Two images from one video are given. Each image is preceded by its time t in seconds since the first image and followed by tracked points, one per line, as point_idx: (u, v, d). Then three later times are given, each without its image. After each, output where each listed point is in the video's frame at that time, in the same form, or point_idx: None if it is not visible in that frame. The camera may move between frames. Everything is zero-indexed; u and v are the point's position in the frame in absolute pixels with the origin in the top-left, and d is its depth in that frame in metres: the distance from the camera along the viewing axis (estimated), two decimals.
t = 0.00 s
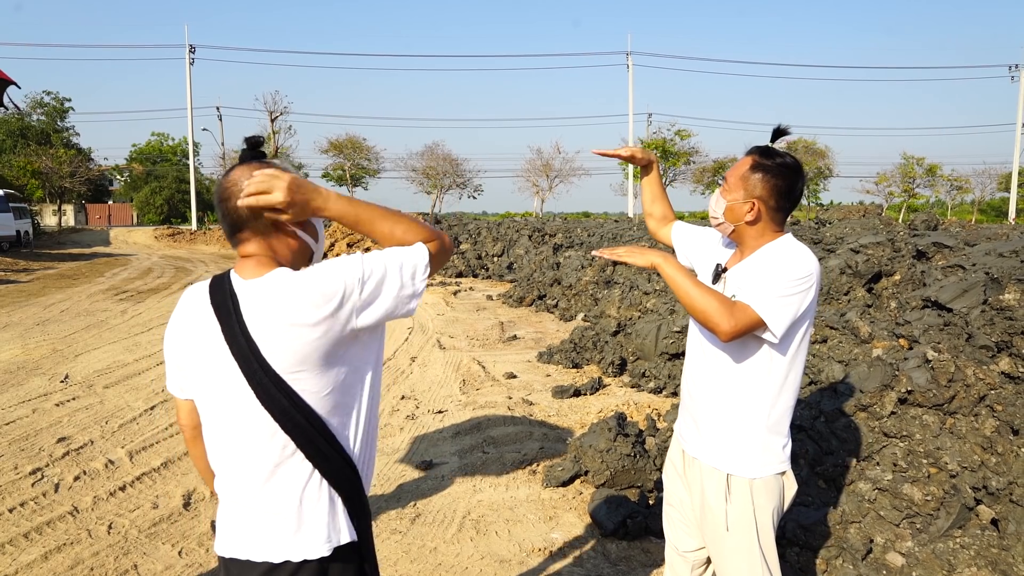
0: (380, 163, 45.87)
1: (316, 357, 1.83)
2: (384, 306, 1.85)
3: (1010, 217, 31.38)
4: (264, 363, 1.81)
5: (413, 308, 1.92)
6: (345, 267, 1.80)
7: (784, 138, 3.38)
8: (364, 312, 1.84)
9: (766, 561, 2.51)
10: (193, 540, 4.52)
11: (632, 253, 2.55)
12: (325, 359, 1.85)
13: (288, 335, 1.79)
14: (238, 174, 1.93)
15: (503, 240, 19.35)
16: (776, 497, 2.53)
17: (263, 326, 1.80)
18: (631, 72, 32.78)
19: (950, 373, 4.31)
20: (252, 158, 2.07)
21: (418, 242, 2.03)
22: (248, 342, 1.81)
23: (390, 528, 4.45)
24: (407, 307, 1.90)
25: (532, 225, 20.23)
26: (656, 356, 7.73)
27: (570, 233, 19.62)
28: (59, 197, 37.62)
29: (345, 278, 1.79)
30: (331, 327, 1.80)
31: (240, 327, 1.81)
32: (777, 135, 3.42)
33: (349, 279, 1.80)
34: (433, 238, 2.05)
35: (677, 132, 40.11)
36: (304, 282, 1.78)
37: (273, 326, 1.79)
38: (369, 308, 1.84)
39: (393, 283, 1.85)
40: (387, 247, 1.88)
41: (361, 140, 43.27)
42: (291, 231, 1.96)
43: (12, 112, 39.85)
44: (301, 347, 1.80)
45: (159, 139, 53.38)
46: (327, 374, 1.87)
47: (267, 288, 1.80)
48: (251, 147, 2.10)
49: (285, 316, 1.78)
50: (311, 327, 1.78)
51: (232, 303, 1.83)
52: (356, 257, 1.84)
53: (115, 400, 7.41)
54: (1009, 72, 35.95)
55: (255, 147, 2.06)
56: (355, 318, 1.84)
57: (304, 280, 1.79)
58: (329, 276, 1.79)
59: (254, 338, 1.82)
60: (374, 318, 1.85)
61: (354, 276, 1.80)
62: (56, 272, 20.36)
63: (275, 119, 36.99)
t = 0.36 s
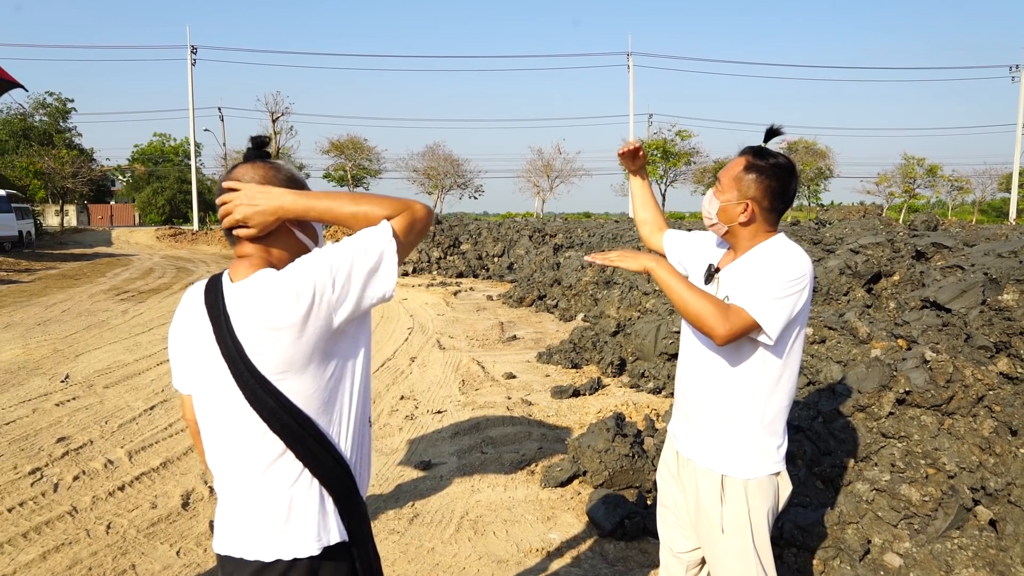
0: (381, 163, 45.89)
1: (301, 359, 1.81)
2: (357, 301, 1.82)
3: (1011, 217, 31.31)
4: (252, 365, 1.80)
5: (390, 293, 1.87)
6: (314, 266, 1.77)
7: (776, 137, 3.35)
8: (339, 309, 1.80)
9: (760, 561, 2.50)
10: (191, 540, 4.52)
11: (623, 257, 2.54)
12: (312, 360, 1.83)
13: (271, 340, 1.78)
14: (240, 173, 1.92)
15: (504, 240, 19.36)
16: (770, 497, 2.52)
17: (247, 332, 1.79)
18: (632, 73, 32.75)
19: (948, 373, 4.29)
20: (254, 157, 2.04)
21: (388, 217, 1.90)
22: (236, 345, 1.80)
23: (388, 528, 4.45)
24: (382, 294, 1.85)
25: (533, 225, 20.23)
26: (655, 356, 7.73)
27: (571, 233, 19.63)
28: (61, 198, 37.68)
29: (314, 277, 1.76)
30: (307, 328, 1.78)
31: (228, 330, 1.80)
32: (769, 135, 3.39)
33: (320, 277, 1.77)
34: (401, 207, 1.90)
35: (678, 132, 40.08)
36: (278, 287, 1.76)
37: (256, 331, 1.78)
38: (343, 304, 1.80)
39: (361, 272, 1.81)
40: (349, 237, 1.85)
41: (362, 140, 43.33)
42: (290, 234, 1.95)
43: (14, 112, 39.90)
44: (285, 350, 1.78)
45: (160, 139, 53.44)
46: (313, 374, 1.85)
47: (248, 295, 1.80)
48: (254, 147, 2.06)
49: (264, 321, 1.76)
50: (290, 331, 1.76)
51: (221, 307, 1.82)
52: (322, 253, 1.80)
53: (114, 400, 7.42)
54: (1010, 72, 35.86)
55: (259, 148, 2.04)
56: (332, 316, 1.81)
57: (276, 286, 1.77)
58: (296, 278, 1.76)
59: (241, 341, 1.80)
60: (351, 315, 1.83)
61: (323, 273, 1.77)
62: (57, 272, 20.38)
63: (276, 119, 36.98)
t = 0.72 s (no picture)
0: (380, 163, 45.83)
1: (292, 357, 1.73)
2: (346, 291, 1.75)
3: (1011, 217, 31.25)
4: (241, 364, 1.72)
5: (378, 283, 1.80)
6: (300, 259, 1.70)
7: (782, 134, 3.25)
8: (328, 301, 1.73)
9: (760, 566, 2.45)
10: (183, 544, 4.46)
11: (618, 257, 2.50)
12: (304, 359, 1.75)
13: (260, 338, 1.70)
14: (222, 168, 1.85)
15: (503, 241, 19.32)
16: (770, 501, 2.48)
17: (235, 330, 1.71)
18: (632, 73, 32.70)
19: (950, 374, 4.23)
20: (240, 152, 1.98)
21: (370, 202, 1.84)
22: (226, 344, 1.71)
23: (382, 532, 4.40)
24: (370, 284, 1.78)
25: (533, 225, 20.20)
26: (655, 357, 7.69)
27: (570, 233, 19.60)
28: (61, 198, 37.66)
29: (301, 269, 1.69)
30: (296, 322, 1.70)
31: (216, 328, 1.72)
32: (774, 133, 3.29)
33: (309, 269, 1.69)
34: (384, 193, 1.85)
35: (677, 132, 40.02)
36: (264, 282, 1.68)
37: (245, 329, 1.70)
38: (332, 296, 1.74)
39: (349, 262, 1.74)
40: (332, 227, 1.78)
41: (361, 140, 43.29)
42: (276, 229, 1.89)
43: (13, 112, 39.84)
44: (275, 347, 1.70)
45: (160, 139, 53.35)
46: (306, 371, 1.77)
47: (235, 292, 1.71)
48: (238, 142, 2.00)
49: (252, 318, 1.68)
50: (279, 327, 1.68)
51: (209, 305, 1.74)
52: (306, 246, 1.73)
53: (109, 401, 7.37)
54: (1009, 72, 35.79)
55: (244, 141, 1.97)
56: (322, 309, 1.74)
57: (261, 281, 1.69)
58: (282, 272, 1.68)
59: (230, 339, 1.72)
60: (341, 308, 1.77)
61: (310, 265, 1.70)
62: (55, 272, 20.33)
63: (275, 120, 36.92)
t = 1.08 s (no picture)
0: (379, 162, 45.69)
1: (279, 371, 1.64)
2: (336, 300, 1.66)
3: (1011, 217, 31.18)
4: (225, 380, 1.62)
5: (371, 290, 1.71)
6: (287, 265, 1.60)
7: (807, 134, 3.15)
8: (317, 309, 1.64)
9: None
10: (174, 553, 4.36)
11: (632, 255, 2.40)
12: (291, 373, 1.65)
13: (244, 350, 1.60)
14: (200, 169, 1.76)
15: (502, 240, 19.23)
16: (785, 516, 2.38)
17: (218, 344, 1.61)
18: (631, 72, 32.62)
19: (961, 380, 4.15)
20: (221, 151, 1.88)
21: (364, 206, 1.76)
22: (208, 358, 1.62)
23: (379, 541, 4.31)
24: (362, 292, 1.69)
25: (532, 225, 20.11)
26: (656, 359, 7.59)
27: (570, 233, 19.51)
28: (58, 197, 37.52)
29: (287, 276, 1.59)
30: (283, 333, 1.60)
31: (198, 341, 1.62)
32: (799, 132, 3.18)
33: (296, 276, 1.60)
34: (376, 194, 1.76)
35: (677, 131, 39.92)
36: (248, 290, 1.58)
37: (227, 341, 1.60)
38: (322, 305, 1.64)
39: (339, 268, 1.64)
40: (321, 231, 1.68)
41: (360, 140, 43.18)
42: (259, 234, 1.79)
43: (11, 111, 39.67)
44: (260, 360, 1.61)
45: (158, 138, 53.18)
46: (294, 386, 1.67)
47: (217, 301, 1.62)
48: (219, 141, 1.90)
49: (235, 329, 1.58)
50: (264, 338, 1.58)
51: (191, 317, 1.64)
52: (293, 252, 1.63)
53: (102, 405, 7.25)
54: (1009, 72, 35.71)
55: (224, 140, 1.87)
56: (311, 319, 1.64)
57: (245, 291, 1.59)
58: (267, 279, 1.58)
59: (213, 353, 1.62)
60: (331, 318, 1.67)
61: (298, 272, 1.60)
62: (52, 272, 20.21)
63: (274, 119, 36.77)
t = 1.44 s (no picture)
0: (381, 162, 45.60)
1: (273, 391, 1.54)
2: (333, 314, 1.57)
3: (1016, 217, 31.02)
4: (215, 401, 1.53)
5: (369, 303, 1.62)
6: (280, 277, 1.51)
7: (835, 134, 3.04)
8: (313, 324, 1.54)
9: None
10: (171, 563, 4.26)
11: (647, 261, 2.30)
12: (287, 392, 1.56)
13: (235, 369, 1.51)
14: (187, 178, 1.68)
15: (504, 240, 19.13)
16: (810, 536, 2.27)
17: (208, 363, 1.52)
18: (634, 70, 32.52)
19: (980, 388, 4.05)
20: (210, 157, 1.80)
21: (360, 213, 1.66)
22: (198, 378, 1.53)
23: (381, 551, 4.20)
24: (361, 305, 1.60)
25: (534, 225, 20.00)
26: (661, 362, 7.48)
27: (573, 233, 19.41)
28: (60, 197, 37.49)
29: (280, 290, 1.50)
30: (277, 350, 1.51)
31: (187, 359, 1.53)
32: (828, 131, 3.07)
33: (290, 289, 1.51)
34: (374, 198, 1.67)
35: (680, 130, 39.77)
36: (238, 305, 1.50)
37: (217, 360, 1.51)
38: (319, 319, 1.55)
39: (335, 280, 1.56)
40: (318, 241, 1.59)
41: (362, 139, 43.08)
42: (252, 243, 1.70)
43: (13, 110, 39.63)
44: (252, 380, 1.51)
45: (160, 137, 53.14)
46: (290, 406, 1.58)
47: (206, 317, 1.53)
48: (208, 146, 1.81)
49: (226, 347, 1.49)
50: (257, 356, 1.49)
51: (179, 334, 1.55)
52: (287, 263, 1.55)
53: (101, 408, 7.16)
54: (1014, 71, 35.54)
55: (213, 145, 1.79)
56: (308, 336, 1.55)
57: (237, 305, 1.50)
58: (259, 294, 1.50)
59: (203, 372, 1.53)
60: (328, 334, 1.58)
61: (291, 285, 1.51)
62: (53, 272, 20.12)
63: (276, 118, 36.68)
